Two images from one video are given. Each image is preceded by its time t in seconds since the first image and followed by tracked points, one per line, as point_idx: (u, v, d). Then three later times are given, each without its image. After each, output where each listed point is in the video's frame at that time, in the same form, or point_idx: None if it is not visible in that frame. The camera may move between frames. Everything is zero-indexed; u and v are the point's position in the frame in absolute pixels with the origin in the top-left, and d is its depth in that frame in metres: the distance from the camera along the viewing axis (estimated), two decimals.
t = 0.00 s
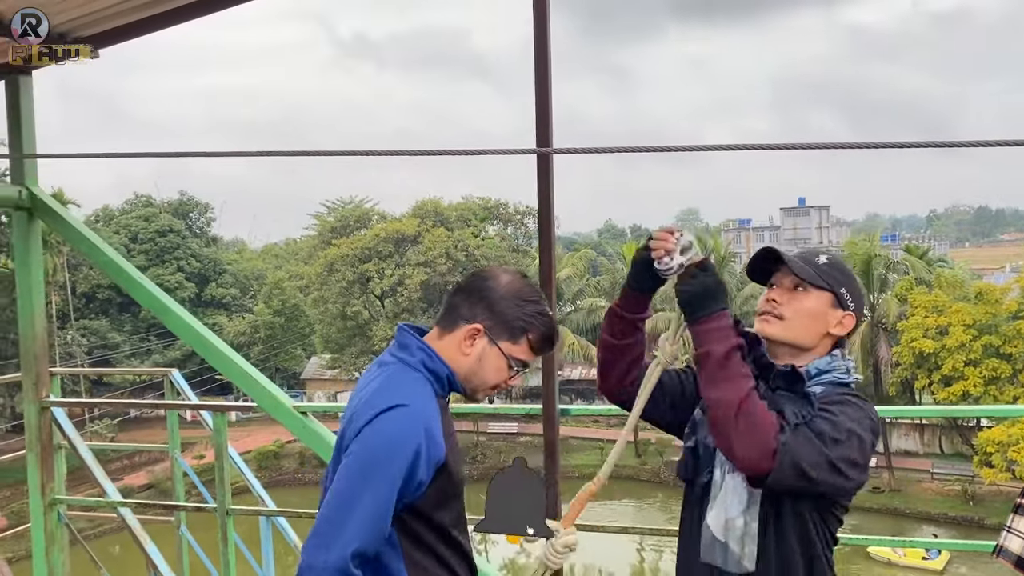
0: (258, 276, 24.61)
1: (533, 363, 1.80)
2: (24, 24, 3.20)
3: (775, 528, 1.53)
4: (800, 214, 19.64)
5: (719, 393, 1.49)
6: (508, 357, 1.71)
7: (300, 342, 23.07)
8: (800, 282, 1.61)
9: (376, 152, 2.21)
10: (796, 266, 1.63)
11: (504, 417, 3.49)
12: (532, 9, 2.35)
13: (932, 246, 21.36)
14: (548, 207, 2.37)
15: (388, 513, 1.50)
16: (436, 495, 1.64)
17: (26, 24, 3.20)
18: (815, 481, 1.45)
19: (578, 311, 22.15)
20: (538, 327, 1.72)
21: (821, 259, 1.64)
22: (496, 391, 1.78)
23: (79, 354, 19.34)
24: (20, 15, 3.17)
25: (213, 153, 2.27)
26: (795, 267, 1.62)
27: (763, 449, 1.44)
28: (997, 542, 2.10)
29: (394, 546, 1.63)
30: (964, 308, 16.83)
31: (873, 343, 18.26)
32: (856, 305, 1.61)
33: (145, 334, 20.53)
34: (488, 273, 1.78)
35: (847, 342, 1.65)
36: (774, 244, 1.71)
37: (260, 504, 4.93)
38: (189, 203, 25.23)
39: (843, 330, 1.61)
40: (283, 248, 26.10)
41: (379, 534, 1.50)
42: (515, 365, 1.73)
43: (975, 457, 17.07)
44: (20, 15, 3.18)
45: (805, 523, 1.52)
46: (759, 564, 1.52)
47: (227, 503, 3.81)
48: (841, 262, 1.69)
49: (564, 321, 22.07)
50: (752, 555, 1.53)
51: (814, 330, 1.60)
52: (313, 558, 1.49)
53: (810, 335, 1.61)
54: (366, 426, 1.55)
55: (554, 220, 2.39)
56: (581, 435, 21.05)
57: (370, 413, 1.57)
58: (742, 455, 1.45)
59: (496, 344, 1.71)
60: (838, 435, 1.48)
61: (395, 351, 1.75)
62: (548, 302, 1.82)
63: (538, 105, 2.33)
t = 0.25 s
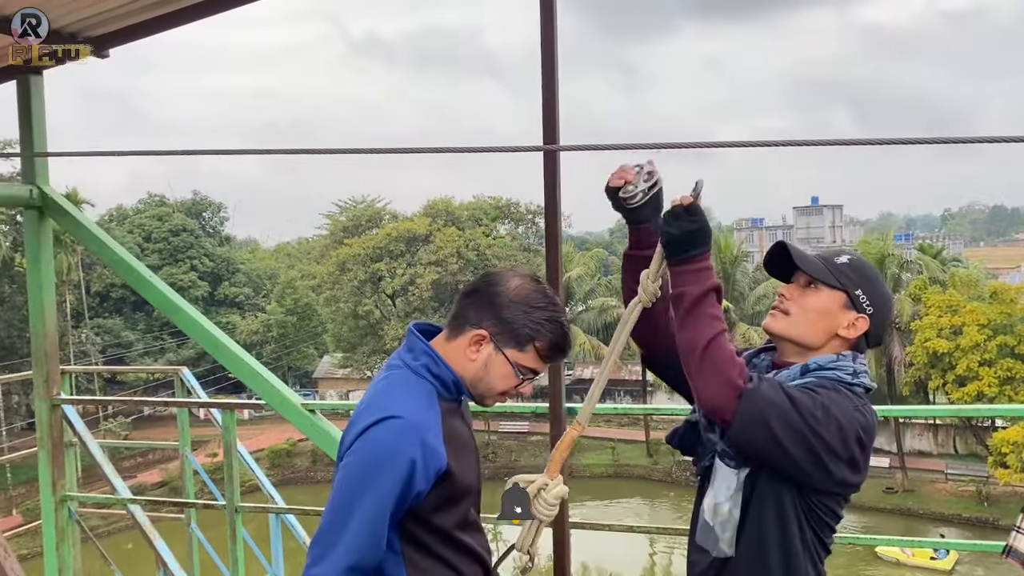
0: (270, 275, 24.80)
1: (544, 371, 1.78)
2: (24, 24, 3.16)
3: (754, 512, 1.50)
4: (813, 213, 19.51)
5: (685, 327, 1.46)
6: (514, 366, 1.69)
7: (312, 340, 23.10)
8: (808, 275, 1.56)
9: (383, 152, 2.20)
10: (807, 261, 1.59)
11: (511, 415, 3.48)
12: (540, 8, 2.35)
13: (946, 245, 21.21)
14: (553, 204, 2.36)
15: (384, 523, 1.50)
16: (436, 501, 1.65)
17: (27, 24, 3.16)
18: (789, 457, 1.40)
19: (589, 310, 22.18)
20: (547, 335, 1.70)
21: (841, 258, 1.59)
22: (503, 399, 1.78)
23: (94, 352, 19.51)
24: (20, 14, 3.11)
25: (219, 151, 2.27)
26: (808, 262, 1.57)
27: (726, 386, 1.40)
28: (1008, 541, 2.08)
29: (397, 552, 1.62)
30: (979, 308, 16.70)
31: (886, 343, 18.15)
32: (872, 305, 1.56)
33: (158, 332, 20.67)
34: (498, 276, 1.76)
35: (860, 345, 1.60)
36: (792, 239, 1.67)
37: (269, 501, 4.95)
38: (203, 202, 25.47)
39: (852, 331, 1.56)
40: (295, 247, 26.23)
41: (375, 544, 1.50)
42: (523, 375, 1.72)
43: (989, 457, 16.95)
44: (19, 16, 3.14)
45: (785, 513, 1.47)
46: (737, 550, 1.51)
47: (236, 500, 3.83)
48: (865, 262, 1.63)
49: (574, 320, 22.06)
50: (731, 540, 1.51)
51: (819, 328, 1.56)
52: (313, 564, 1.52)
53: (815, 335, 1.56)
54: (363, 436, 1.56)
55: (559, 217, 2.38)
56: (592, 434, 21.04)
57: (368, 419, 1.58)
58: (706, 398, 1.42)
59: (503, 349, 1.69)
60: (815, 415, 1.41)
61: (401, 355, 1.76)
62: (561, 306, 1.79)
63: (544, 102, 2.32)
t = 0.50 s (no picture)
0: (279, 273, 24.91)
1: (538, 355, 1.73)
2: (24, 24, 3.18)
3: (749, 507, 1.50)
4: (823, 211, 19.40)
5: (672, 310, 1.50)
6: (498, 352, 1.67)
7: (320, 338, 23.14)
8: (820, 276, 1.54)
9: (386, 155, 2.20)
10: (825, 263, 1.56)
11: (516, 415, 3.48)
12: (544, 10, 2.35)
13: (957, 243, 21.11)
14: (559, 205, 2.36)
15: (379, 511, 1.54)
16: (437, 491, 1.65)
17: (27, 24, 3.18)
18: (778, 450, 1.40)
19: (597, 309, 22.17)
20: (527, 318, 1.66)
21: (859, 262, 1.56)
22: (500, 386, 1.74)
23: (104, 351, 19.63)
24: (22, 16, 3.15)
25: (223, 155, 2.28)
26: (821, 263, 1.54)
27: (716, 355, 1.43)
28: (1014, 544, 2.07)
29: (402, 538, 1.64)
30: (989, 307, 16.61)
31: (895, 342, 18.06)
32: (887, 313, 1.53)
33: (167, 331, 20.78)
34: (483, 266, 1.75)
35: (874, 352, 1.57)
36: (808, 236, 1.63)
37: (277, 500, 4.96)
38: (212, 201, 25.58)
39: (863, 339, 1.53)
40: (304, 246, 26.29)
41: (372, 532, 1.54)
42: (511, 359, 1.68)
43: (999, 457, 16.87)
44: (19, 16, 3.16)
45: (778, 508, 1.47)
46: (731, 548, 1.52)
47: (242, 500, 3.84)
48: (885, 266, 1.59)
49: (582, 318, 22.03)
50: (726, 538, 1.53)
51: (828, 331, 1.54)
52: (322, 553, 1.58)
53: (825, 339, 1.55)
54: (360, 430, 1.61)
55: (564, 219, 2.37)
56: (600, 433, 21.04)
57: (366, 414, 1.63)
58: (692, 371, 1.45)
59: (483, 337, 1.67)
60: (807, 410, 1.40)
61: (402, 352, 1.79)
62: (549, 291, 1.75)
63: (549, 104, 2.32)
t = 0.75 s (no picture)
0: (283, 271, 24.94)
1: (537, 322, 1.68)
2: (24, 25, 3.17)
3: (737, 507, 1.45)
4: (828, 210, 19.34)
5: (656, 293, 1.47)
6: (495, 320, 1.63)
7: (325, 337, 23.17)
8: (817, 275, 1.51)
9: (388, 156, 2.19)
10: (827, 261, 1.52)
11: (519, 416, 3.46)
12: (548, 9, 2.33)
13: (963, 242, 21.04)
14: (563, 206, 2.33)
15: (384, 493, 1.51)
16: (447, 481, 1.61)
17: (27, 24, 3.17)
18: (762, 445, 1.35)
19: (601, 308, 22.14)
20: (509, 284, 1.62)
21: (860, 261, 1.53)
22: (511, 358, 1.69)
23: (109, 349, 19.65)
24: (22, 16, 3.13)
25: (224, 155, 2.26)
26: (820, 264, 1.51)
27: (694, 342, 1.40)
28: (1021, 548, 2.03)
29: (412, 528, 1.60)
30: (996, 307, 16.53)
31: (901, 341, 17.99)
32: (889, 313, 1.48)
33: (172, 329, 20.78)
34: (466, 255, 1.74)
35: (877, 354, 1.52)
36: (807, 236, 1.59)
37: (279, 499, 4.95)
38: (217, 200, 25.60)
39: (860, 340, 1.49)
40: (308, 244, 26.31)
41: (378, 513, 1.50)
42: (509, 325, 1.64)
43: (1005, 457, 16.81)
44: (19, 16, 3.14)
45: (764, 508, 1.42)
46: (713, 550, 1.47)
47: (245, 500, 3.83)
48: (893, 265, 1.55)
49: (586, 317, 22.00)
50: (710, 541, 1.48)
51: (825, 332, 1.51)
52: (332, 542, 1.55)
53: (823, 339, 1.52)
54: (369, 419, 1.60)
55: (567, 219, 2.34)
56: (604, 432, 21.02)
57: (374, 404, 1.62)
58: (673, 351, 1.42)
59: (472, 310, 1.64)
60: (788, 402, 1.34)
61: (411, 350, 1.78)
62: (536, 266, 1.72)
63: (552, 103, 2.30)
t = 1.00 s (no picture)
0: (283, 268, 24.94)
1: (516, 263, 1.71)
2: (24, 25, 3.19)
3: (730, 512, 1.46)
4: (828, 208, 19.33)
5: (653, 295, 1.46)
6: (480, 273, 1.66)
7: (325, 334, 23.20)
8: (811, 276, 1.51)
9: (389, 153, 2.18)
10: (820, 261, 1.53)
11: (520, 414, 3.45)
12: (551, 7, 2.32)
13: (963, 240, 21.04)
14: (565, 203, 2.33)
15: (397, 489, 1.51)
16: (462, 481, 1.60)
17: (26, 24, 3.19)
18: (760, 449, 1.35)
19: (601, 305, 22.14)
20: (466, 256, 1.68)
21: (853, 259, 1.53)
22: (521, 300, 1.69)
23: (108, 346, 19.66)
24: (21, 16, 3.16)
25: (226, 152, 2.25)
26: (815, 263, 1.51)
27: (694, 353, 1.38)
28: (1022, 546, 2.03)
29: (425, 527, 1.60)
30: (995, 305, 16.52)
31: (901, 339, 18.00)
32: (886, 311, 1.48)
33: (171, 326, 20.78)
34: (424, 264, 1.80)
35: (876, 353, 1.52)
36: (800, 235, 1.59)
37: (280, 497, 4.95)
38: (217, 197, 25.62)
39: (859, 338, 1.49)
40: (308, 241, 26.31)
41: (392, 505, 1.51)
42: (493, 272, 1.67)
43: (1004, 455, 16.81)
44: (19, 17, 3.17)
45: (758, 511, 1.43)
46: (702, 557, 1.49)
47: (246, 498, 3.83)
48: (890, 262, 1.55)
49: (586, 314, 22.01)
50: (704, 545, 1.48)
51: (821, 332, 1.51)
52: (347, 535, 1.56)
53: (819, 338, 1.52)
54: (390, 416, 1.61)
55: (569, 217, 2.34)
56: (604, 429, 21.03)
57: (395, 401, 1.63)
58: (672, 360, 1.40)
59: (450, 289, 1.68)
60: (787, 406, 1.34)
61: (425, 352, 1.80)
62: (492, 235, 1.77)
63: (555, 101, 2.30)
